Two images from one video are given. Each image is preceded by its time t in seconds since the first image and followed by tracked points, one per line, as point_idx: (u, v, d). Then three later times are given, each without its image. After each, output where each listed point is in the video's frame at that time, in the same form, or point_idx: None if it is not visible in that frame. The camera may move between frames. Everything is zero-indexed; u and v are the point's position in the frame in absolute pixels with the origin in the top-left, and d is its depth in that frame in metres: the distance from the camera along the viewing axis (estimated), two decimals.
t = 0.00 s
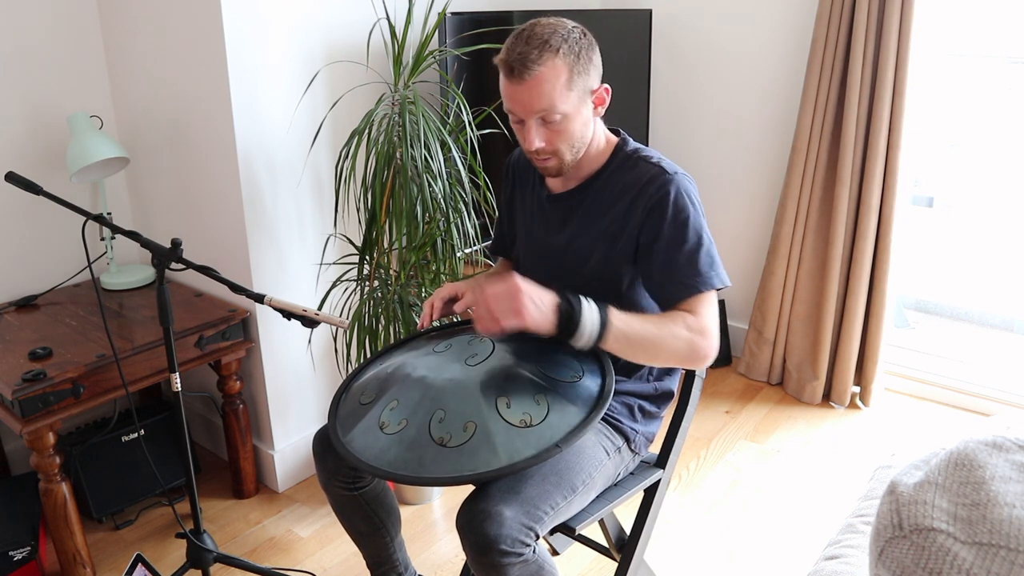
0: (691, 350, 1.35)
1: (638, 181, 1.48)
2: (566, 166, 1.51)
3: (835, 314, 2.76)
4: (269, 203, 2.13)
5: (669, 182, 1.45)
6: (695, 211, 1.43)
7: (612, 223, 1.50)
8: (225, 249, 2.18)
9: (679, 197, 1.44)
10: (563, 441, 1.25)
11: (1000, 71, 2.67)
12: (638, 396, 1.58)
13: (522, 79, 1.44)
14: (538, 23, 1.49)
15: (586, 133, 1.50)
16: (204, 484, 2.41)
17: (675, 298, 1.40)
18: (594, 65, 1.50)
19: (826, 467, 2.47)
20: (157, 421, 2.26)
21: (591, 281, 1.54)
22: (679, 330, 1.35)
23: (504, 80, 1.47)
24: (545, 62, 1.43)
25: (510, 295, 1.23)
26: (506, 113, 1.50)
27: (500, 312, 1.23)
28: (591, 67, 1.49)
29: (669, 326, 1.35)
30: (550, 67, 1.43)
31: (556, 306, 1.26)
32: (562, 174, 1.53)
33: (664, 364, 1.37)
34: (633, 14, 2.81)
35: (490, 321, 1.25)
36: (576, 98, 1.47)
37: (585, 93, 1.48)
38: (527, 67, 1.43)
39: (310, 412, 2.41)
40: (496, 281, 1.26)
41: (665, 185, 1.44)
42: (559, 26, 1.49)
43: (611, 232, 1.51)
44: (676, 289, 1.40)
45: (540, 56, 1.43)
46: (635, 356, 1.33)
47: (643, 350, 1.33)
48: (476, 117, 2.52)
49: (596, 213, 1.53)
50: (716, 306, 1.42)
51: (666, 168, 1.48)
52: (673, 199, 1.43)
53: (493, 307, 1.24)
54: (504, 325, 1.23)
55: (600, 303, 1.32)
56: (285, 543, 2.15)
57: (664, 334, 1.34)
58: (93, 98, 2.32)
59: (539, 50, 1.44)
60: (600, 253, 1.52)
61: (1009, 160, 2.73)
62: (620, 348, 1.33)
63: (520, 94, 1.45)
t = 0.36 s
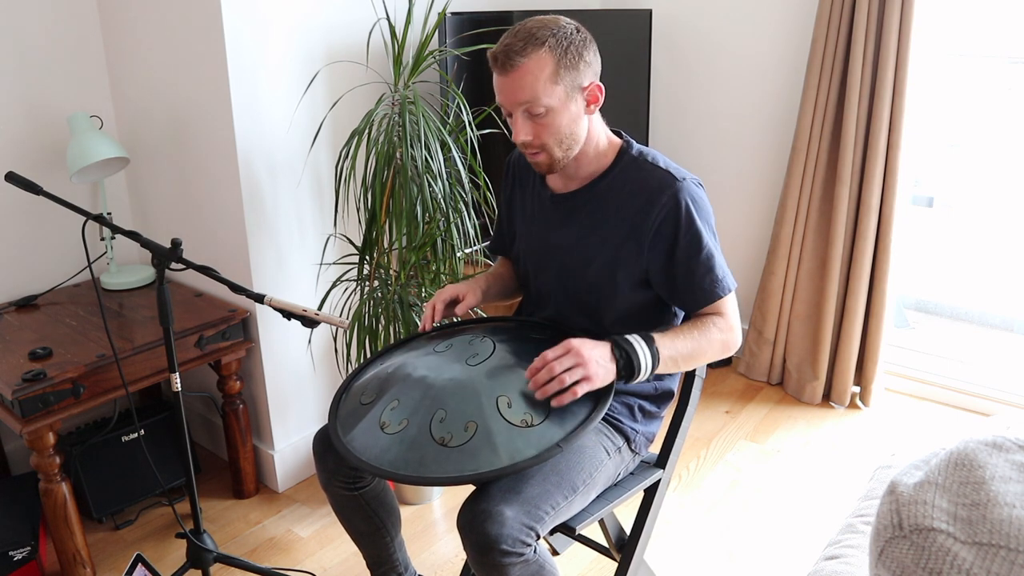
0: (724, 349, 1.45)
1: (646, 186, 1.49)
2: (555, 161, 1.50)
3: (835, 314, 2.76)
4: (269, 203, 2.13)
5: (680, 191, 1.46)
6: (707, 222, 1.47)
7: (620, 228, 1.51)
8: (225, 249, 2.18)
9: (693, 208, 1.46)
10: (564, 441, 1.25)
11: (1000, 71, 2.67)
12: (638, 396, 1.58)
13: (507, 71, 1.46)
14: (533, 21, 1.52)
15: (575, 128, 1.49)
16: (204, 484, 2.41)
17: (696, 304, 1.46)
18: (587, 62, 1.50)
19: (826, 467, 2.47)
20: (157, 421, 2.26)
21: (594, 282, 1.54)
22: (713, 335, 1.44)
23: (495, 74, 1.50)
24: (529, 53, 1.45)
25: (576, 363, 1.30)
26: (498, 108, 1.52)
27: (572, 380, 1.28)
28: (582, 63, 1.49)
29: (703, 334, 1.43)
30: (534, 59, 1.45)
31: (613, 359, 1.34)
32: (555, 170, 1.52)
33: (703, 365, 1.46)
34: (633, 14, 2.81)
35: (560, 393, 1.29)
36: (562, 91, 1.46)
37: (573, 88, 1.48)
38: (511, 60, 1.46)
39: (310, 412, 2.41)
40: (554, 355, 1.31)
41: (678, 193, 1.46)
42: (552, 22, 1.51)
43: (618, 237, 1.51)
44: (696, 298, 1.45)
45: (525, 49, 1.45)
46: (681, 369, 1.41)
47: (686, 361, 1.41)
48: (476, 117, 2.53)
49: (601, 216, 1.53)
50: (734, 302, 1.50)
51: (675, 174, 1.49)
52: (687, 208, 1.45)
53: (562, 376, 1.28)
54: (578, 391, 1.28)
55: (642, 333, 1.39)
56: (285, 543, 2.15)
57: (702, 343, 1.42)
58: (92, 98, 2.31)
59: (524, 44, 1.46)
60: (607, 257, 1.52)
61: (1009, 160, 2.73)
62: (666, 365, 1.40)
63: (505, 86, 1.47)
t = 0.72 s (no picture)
0: (695, 358, 1.37)
1: (639, 181, 1.49)
2: (560, 154, 1.50)
3: (835, 313, 2.76)
4: (269, 202, 2.12)
5: (670, 185, 1.46)
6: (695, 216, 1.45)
7: (613, 224, 1.50)
8: (225, 249, 2.18)
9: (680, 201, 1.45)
10: (564, 441, 1.25)
11: (1000, 71, 2.67)
12: (638, 397, 1.58)
13: (520, 57, 1.46)
14: (546, 12, 1.52)
15: (582, 121, 1.49)
16: (204, 484, 2.41)
17: (673, 299, 1.42)
18: (597, 57, 1.51)
19: (826, 467, 2.47)
20: (157, 421, 2.26)
21: (590, 281, 1.54)
22: (683, 341, 1.36)
23: (506, 61, 1.49)
24: (543, 42, 1.44)
25: (520, 378, 1.21)
26: (506, 96, 1.51)
27: (520, 397, 1.20)
28: (592, 58, 1.50)
29: (673, 340, 1.36)
30: (547, 48, 1.44)
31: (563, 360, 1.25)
32: (557, 164, 1.52)
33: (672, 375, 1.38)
34: (633, 14, 2.81)
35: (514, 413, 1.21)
36: (573, 82, 1.47)
37: (583, 81, 1.48)
38: (525, 46, 1.45)
39: (310, 412, 2.41)
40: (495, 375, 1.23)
41: (666, 185, 1.45)
42: (566, 16, 1.51)
43: (612, 233, 1.51)
44: (673, 293, 1.42)
45: (539, 37, 1.45)
46: (644, 376, 1.33)
47: (650, 367, 1.33)
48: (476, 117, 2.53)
49: (597, 214, 1.53)
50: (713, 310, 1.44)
51: (668, 170, 1.49)
52: (673, 199, 1.44)
53: (508, 397, 1.20)
54: (530, 407, 1.20)
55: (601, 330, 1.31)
56: (285, 543, 2.15)
57: (669, 348, 1.35)
58: (92, 98, 2.31)
59: (539, 31, 1.46)
60: (601, 253, 1.52)
61: (1009, 160, 2.73)
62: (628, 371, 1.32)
63: (516, 73, 1.46)
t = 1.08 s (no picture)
0: (676, 362, 1.34)
1: (633, 181, 1.49)
2: (546, 154, 1.51)
3: (835, 313, 2.76)
4: (268, 202, 2.13)
5: (662, 182, 1.45)
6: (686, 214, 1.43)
7: (608, 224, 1.50)
8: (225, 249, 2.18)
9: (670, 199, 1.43)
10: (565, 441, 1.25)
11: (1000, 71, 2.67)
12: (638, 397, 1.58)
13: (501, 60, 1.48)
14: (532, 14, 1.53)
15: (567, 121, 1.50)
16: (204, 484, 2.41)
17: (658, 300, 1.40)
18: (581, 56, 1.50)
19: (826, 467, 2.47)
20: (157, 421, 2.26)
21: (588, 281, 1.54)
22: (661, 345, 1.34)
23: (490, 64, 1.52)
24: (520, 44, 1.46)
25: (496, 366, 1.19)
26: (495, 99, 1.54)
27: (490, 386, 1.17)
28: (577, 58, 1.49)
29: (651, 345, 1.33)
30: (525, 50, 1.46)
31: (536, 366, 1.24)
32: (547, 164, 1.53)
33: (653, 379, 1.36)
34: (633, 14, 2.81)
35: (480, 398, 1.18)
36: (554, 82, 1.47)
37: (566, 81, 1.48)
38: (504, 49, 1.47)
39: (310, 412, 2.41)
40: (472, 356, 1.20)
41: (658, 185, 1.45)
42: (550, 17, 1.51)
43: (607, 233, 1.50)
44: (659, 293, 1.39)
45: (518, 39, 1.47)
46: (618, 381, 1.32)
47: (624, 373, 1.32)
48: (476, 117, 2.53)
49: (593, 214, 1.53)
50: (700, 313, 1.41)
51: (662, 170, 1.48)
52: (664, 200, 1.43)
53: (479, 383, 1.17)
54: (500, 398, 1.17)
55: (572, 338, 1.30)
56: (285, 543, 2.15)
57: (646, 353, 1.32)
58: (93, 98, 2.32)
59: (519, 34, 1.48)
60: (596, 253, 1.51)
61: (1009, 160, 2.73)
62: (602, 377, 1.31)
63: (497, 76, 1.49)
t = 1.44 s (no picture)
0: (635, 349, 1.29)
1: (627, 177, 1.48)
2: (553, 150, 1.50)
3: (835, 313, 2.76)
4: (268, 201, 2.12)
5: (655, 177, 1.44)
6: (674, 205, 1.41)
7: (604, 221, 1.50)
8: (225, 249, 2.18)
9: (658, 192, 1.42)
10: (565, 441, 1.26)
11: (1000, 71, 2.67)
12: (638, 396, 1.58)
13: (514, 53, 1.46)
14: (544, 11, 1.52)
15: (576, 119, 1.49)
16: (204, 484, 2.41)
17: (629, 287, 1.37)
18: (592, 55, 1.50)
19: (826, 467, 2.47)
20: (157, 421, 2.26)
21: (586, 279, 1.54)
22: (621, 330, 1.29)
23: (501, 56, 1.50)
24: (537, 39, 1.45)
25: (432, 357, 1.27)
26: (501, 92, 1.52)
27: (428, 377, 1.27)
28: (588, 57, 1.49)
29: (610, 329, 1.29)
30: (541, 44, 1.45)
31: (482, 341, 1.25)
32: (552, 161, 1.53)
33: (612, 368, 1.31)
34: (634, 14, 2.81)
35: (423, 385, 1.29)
36: (567, 79, 1.46)
37: (577, 79, 1.48)
38: (519, 42, 1.45)
39: (310, 412, 2.41)
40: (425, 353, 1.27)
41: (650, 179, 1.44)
42: (563, 15, 1.51)
43: (603, 230, 1.50)
44: (633, 280, 1.36)
45: (534, 34, 1.45)
46: (573, 363, 1.28)
47: (578, 356, 1.28)
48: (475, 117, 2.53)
49: (590, 212, 1.53)
50: (672, 305, 1.36)
51: (657, 166, 1.47)
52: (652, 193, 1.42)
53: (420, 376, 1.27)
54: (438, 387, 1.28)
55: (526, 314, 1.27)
56: (285, 543, 2.15)
57: (604, 336, 1.28)
58: (93, 98, 2.31)
59: (534, 29, 1.46)
60: (592, 251, 1.51)
61: (1009, 160, 2.73)
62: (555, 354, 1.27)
63: (509, 70, 1.47)
